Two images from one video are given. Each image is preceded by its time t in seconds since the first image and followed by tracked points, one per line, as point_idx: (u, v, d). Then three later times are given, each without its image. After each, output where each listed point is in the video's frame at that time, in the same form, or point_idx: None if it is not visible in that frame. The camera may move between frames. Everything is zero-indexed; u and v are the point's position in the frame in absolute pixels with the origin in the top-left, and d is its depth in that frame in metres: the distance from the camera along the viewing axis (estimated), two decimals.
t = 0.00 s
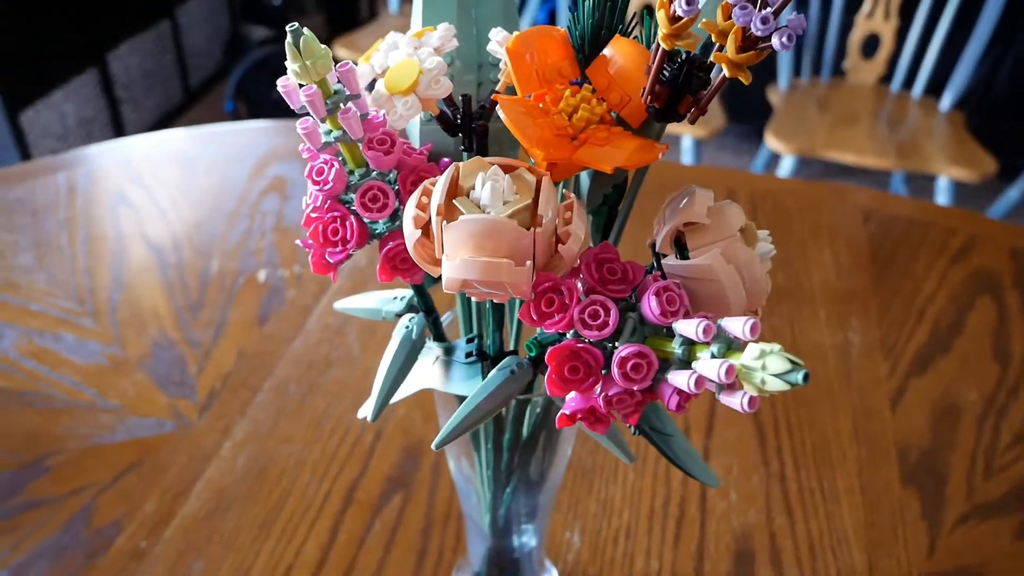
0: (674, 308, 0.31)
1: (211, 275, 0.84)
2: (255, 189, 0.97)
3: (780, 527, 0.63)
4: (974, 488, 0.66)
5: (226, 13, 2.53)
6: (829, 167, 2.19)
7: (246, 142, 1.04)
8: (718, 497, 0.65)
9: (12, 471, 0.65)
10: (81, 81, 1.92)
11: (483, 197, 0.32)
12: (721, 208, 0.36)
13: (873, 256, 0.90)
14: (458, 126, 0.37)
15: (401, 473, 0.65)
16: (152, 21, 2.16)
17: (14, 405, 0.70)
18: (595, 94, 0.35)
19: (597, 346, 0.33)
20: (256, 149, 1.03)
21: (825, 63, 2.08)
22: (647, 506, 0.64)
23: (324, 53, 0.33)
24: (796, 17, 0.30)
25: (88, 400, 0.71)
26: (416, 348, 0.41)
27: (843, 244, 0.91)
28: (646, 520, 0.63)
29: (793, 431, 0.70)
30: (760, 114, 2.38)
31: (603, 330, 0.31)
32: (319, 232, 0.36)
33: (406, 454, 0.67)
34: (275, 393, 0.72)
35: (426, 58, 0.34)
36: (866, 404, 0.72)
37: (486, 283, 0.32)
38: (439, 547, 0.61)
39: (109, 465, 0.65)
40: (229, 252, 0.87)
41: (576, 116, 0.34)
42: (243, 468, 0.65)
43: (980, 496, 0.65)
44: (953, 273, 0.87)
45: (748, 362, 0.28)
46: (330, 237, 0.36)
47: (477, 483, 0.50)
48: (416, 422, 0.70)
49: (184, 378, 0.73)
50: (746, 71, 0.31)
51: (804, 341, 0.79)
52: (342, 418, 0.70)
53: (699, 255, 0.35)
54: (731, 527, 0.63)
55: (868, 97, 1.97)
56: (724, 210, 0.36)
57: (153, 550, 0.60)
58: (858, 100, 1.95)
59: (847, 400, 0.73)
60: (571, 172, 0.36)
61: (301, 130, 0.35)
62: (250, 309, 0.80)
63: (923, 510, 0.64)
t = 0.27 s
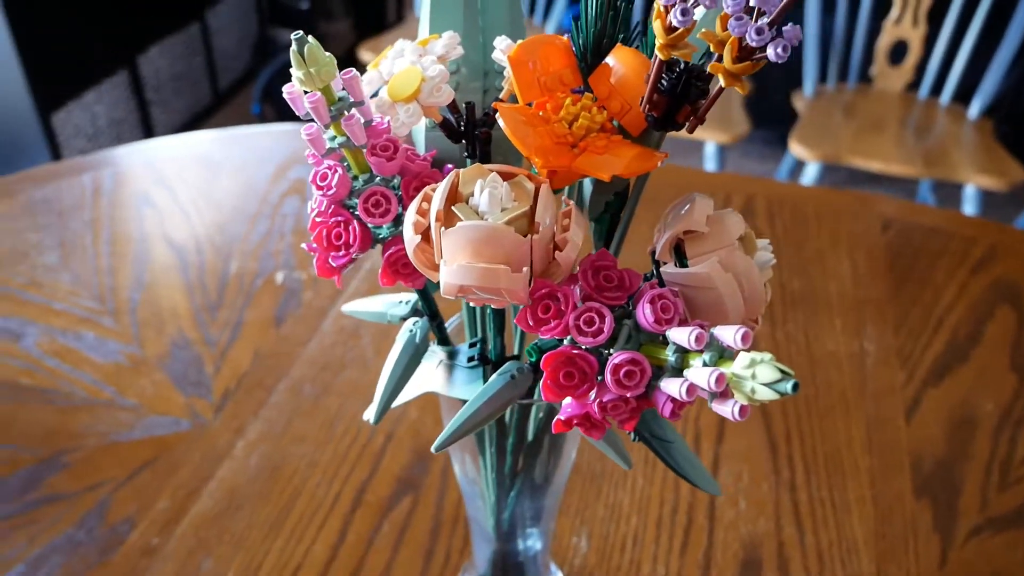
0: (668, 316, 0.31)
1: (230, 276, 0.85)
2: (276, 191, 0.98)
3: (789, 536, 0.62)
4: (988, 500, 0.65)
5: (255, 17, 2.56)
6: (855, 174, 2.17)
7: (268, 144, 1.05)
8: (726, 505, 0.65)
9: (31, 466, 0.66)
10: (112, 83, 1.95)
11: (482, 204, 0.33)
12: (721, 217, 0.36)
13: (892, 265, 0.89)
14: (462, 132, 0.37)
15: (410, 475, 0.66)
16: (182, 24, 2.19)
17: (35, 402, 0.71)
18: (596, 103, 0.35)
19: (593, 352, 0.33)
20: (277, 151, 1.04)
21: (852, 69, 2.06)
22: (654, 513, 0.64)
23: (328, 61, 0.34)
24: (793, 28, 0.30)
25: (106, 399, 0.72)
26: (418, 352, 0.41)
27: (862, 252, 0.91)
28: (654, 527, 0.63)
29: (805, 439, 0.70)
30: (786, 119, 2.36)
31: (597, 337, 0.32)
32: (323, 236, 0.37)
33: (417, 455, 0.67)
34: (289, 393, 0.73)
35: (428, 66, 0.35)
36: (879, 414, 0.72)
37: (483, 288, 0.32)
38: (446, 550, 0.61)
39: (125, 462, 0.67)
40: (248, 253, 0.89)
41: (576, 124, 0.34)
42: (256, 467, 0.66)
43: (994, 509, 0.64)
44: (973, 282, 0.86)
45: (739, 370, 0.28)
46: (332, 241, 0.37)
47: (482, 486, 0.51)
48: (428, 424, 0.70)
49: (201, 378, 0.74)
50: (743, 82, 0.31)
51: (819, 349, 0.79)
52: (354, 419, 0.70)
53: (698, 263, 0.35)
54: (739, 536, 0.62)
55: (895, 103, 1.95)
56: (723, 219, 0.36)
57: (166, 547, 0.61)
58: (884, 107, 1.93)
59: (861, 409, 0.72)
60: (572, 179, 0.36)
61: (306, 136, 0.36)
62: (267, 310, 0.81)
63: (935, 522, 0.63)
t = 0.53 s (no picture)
0: (661, 325, 0.32)
1: (246, 279, 0.86)
2: (294, 194, 0.99)
3: (795, 547, 0.62)
4: (998, 515, 0.64)
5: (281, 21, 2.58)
6: (879, 183, 2.15)
7: (287, 147, 1.06)
8: (732, 514, 0.64)
9: (47, 462, 0.68)
10: (138, 86, 1.98)
11: (478, 211, 0.33)
12: (719, 227, 0.36)
13: (908, 276, 0.88)
14: (463, 140, 0.37)
15: (418, 478, 0.66)
16: (209, 28, 2.22)
17: (52, 400, 0.73)
18: (595, 112, 0.36)
19: (586, 359, 0.33)
20: (296, 155, 1.05)
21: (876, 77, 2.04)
22: (660, 521, 0.64)
23: (331, 69, 0.34)
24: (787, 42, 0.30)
25: (121, 397, 0.73)
26: (420, 356, 0.42)
27: (878, 263, 0.90)
28: (659, 535, 0.63)
29: (814, 450, 0.69)
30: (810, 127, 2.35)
31: (590, 345, 0.32)
32: (324, 241, 0.37)
33: (425, 459, 0.68)
34: (300, 395, 0.73)
35: (429, 74, 0.36)
36: (890, 426, 0.71)
37: (478, 294, 0.33)
38: (451, 553, 0.61)
39: (138, 460, 0.68)
40: (264, 255, 0.89)
41: (574, 134, 0.35)
42: (265, 467, 0.67)
43: (1004, 524, 0.64)
44: (990, 294, 0.86)
45: (727, 381, 0.29)
46: (334, 247, 0.37)
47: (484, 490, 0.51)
48: (437, 428, 0.71)
49: (214, 378, 0.75)
50: (737, 94, 0.31)
51: (832, 359, 0.78)
52: (364, 422, 0.71)
53: (694, 273, 0.35)
54: (744, 545, 0.62)
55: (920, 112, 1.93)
56: (721, 229, 0.36)
57: (175, 544, 0.62)
58: (908, 116, 1.92)
59: (872, 421, 0.72)
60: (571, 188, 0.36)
61: (309, 143, 0.36)
62: (281, 312, 0.82)
63: (944, 536, 0.63)
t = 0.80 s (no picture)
0: (648, 327, 0.32)
1: (253, 274, 0.87)
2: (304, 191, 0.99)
3: (793, 553, 0.62)
4: (1001, 526, 0.64)
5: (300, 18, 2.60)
6: (896, 189, 2.14)
7: (299, 145, 1.07)
8: (731, 518, 0.64)
9: (52, 452, 0.68)
10: (157, 81, 1.99)
11: (468, 211, 0.33)
12: (712, 232, 0.36)
13: (917, 284, 0.87)
14: (458, 139, 0.38)
15: (417, 476, 0.67)
16: (228, 25, 2.23)
17: (59, 390, 0.74)
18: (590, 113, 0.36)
19: (574, 360, 0.33)
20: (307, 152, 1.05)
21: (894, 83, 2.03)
22: (658, 524, 0.64)
23: (326, 66, 0.34)
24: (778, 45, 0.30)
25: (127, 389, 0.74)
26: (413, 354, 0.42)
27: (887, 270, 0.89)
28: (657, 537, 0.63)
29: (816, 457, 0.69)
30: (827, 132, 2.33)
31: (577, 346, 0.32)
32: (318, 238, 0.37)
33: (425, 457, 0.68)
34: (304, 391, 0.74)
35: (424, 73, 0.36)
36: (894, 434, 0.71)
37: (466, 293, 0.33)
38: (448, 551, 0.62)
39: (141, 452, 0.68)
40: (273, 251, 0.90)
41: (568, 135, 0.35)
42: (267, 462, 0.68)
43: (1006, 535, 0.63)
44: (1000, 303, 0.85)
45: (710, 384, 0.28)
46: (328, 243, 0.37)
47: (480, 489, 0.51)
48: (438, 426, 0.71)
49: (219, 372, 0.75)
50: (729, 97, 0.31)
51: (837, 366, 0.78)
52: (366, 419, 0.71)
53: (686, 276, 0.35)
54: (742, 550, 0.62)
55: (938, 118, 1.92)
56: (714, 233, 0.36)
57: (176, 535, 0.62)
58: (926, 122, 1.90)
59: (875, 429, 0.71)
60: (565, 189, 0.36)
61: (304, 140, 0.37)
62: (287, 308, 0.82)
63: (944, 545, 0.62)
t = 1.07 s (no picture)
0: (639, 330, 0.32)
1: (266, 269, 0.87)
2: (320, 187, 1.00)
3: (796, 558, 0.62)
4: (1009, 536, 0.63)
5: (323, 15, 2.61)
6: (919, 194, 2.12)
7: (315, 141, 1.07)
8: (735, 522, 0.64)
9: (64, 441, 0.69)
10: (180, 77, 2.01)
11: (465, 211, 0.33)
12: (709, 235, 0.36)
13: (932, 290, 0.87)
14: (458, 140, 0.38)
15: (422, 473, 0.67)
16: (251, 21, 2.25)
17: (72, 381, 0.75)
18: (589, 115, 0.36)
19: (566, 361, 0.33)
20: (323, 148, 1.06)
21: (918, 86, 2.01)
22: (661, 526, 0.63)
23: (326, 65, 0.35)
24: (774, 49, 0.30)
25: (138, 381, 0.75)
26: (412, 353, 0.42)
27: (901, 275, 0.89)
28: (659, 540, 0.63)
29: (823, 463, 0.69)
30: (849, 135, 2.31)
31: (569, 348, 0.32)
32: (318, 236, 0.38)
33: (430, 454, 0.68)
34: (312, 386, 0.74)
35: (423, 72, 0.36)
36: (903, 442, 0.70)
37: (461, 293, 0.33)
38: (451, 548, 0.62)
39: (150, 444, 0.69)
40: (287, 246, 0.91)
41: (566, 136, 0.35)
42: (274, 456, 0.68)
43: (1014, 545, 0.63)
44: (1016, 311, 0.84)
45: (698, 389, 0.28)
46: (327, 241, 0.38)
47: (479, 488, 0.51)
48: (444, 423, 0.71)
49: (230, 366, 0.76)
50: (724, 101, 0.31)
51: (847, 372, 0.77)
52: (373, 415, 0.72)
53: (681, 280, 0.35)
54: (745, 555, 0.62)
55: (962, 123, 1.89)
56: (711, 237, 0.36)
57: (182, 527, 0.63)
58: (950, 126, 1.88)
59: (884, 436, 0.71)
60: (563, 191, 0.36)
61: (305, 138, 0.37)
62: (298, 304, 0.83)
63: (950, 555, 0.62)
